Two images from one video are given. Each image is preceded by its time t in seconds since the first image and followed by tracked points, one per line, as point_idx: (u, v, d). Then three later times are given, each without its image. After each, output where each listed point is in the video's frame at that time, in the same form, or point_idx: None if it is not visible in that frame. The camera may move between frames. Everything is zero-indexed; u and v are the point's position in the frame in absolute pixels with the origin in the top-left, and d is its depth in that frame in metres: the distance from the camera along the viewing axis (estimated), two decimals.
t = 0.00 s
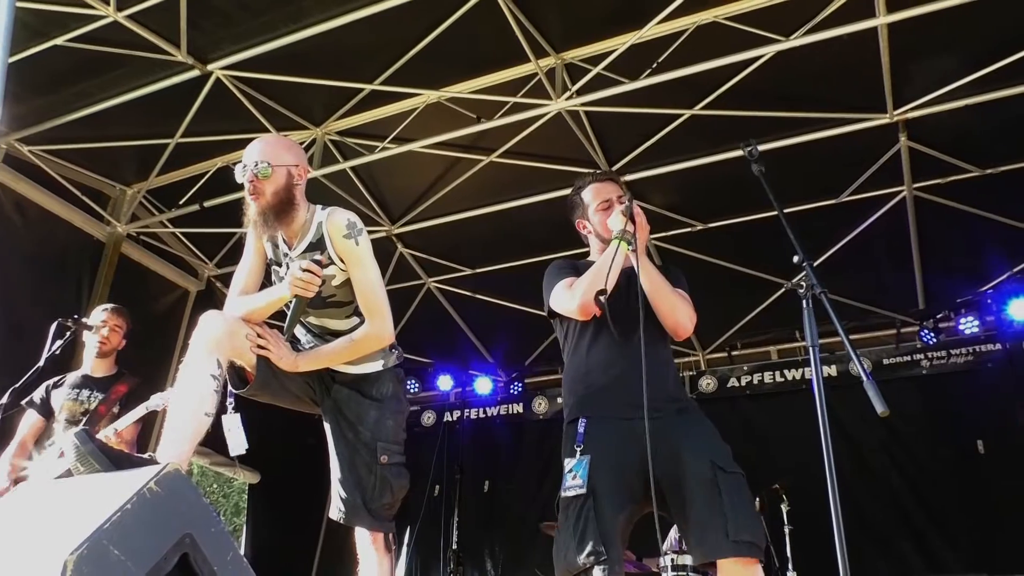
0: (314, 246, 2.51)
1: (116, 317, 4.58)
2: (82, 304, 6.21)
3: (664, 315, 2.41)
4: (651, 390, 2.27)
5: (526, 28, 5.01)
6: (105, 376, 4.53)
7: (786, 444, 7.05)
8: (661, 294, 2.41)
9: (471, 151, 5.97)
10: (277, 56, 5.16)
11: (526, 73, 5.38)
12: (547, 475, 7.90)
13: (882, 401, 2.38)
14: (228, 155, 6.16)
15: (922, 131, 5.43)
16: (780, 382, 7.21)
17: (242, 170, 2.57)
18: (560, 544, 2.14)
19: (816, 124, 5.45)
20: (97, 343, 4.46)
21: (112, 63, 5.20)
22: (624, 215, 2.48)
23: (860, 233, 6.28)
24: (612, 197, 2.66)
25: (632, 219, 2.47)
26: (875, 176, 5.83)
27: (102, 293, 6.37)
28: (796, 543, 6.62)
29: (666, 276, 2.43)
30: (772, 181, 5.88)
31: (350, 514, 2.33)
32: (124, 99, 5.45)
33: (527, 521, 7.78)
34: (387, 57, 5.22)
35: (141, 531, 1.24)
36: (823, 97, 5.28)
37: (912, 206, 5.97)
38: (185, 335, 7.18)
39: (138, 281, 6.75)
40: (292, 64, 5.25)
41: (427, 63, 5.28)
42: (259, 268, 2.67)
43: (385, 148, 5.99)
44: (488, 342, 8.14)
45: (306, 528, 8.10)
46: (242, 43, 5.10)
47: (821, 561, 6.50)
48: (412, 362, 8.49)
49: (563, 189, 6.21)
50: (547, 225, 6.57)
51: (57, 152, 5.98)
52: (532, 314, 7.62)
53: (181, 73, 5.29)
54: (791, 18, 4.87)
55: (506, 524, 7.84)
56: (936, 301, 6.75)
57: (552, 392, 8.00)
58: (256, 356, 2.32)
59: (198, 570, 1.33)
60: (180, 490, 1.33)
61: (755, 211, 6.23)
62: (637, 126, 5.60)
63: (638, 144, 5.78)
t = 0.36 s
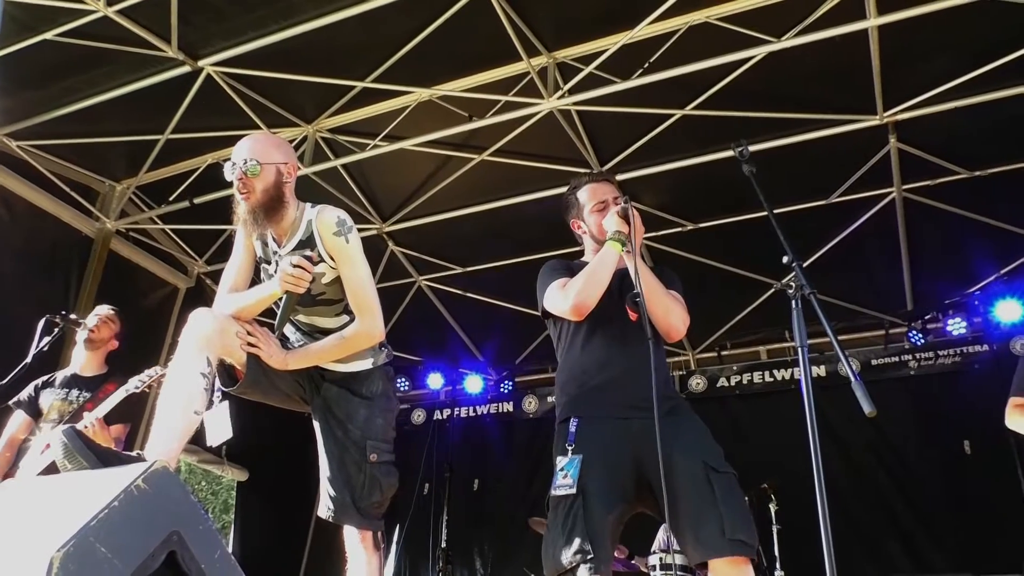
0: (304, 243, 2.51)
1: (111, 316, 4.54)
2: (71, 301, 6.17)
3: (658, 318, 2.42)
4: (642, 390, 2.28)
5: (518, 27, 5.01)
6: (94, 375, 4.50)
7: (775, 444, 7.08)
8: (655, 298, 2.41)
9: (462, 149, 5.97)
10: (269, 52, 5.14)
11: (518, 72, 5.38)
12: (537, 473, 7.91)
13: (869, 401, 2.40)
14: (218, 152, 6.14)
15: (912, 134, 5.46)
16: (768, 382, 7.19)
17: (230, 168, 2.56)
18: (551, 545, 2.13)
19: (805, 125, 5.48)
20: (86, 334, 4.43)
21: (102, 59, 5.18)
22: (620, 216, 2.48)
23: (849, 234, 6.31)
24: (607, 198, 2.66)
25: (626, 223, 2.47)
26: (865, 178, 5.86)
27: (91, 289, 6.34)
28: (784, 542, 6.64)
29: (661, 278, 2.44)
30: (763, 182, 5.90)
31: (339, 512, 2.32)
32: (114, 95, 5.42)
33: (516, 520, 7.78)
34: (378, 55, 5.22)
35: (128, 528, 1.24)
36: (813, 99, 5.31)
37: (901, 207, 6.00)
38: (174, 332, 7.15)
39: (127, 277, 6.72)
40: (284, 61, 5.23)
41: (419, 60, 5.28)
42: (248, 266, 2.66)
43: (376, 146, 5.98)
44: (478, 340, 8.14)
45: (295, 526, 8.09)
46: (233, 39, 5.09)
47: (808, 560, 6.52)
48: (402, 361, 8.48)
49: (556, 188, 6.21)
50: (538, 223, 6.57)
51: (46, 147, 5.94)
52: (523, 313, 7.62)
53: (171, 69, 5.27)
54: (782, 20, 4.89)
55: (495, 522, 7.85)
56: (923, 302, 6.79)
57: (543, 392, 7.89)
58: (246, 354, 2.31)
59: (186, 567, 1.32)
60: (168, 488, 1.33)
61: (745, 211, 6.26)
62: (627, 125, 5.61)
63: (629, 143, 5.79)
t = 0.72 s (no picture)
0: (298, 241, 2.50)
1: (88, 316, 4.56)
2: (60, 298, 6.13)
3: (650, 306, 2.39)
4: (629, 384, 2.28)
5: (511, 24, 5.00)
6: (78, 372, 4.47)
7: (765, 443, 7.10)
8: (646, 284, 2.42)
9: (454, 147, 5.95)
10: (260, 48, 5.12)
11: (511, 70, 5.38)
12: (528, 471, 7.92)
13: (859, 400, 2.40)
14: (209, 148, 6.11)
15: (903, 135, 5.48)
16: (760, 382, 7.19)
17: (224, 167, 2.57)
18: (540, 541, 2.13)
19: (797, 125, 5.50)
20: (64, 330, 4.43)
21: (93, 53, 5.14)
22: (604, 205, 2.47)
23: (840, 234, 6.34)
24: (593, 188, 2.66)
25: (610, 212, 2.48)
26: (856, 178, 5.88)
27: (80, 285, 6.29)
28: (773, 541, 6.66)
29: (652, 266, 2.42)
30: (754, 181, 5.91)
31: (330, 510, 2.31)
32: (104, 90, 5.39)
33: (507, 519, 7.78)
34: (371, 51, 5.20)
35: (117, 525, 1.23)
36: (805, 100, 5.33)
37: (892, 208, 6.03)
38: (164, 329, 7.12)
39: (117, 273, 6.68)
40: (276, 57, 5.21)
41: (411, 58, 5.26)
42: (239, 263, 2.64)
43: (369, 143, 5.97)
44: (469, 338, 8.13)
45: (285, 524, 8.07)
46: (225, 35, 5.06)
47: (798, 560, 6.54)
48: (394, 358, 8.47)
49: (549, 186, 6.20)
50: (530, 221, 6.56)
51: (35, 141, 5.90)
52: (515, 311, 7.61)
53: (162, 64, 5.24)
54: (774, 20, 4.91)
55: (486, 520, 7.85)
56: (913, 302, 6.82)
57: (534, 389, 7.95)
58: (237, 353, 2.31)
59: (175, 565, 1.32)
60: (157, 485, 1.32)
61: (736, 211, 6.27)
62: (620, 124, 5.61)
63: (621, 142, 5.79)
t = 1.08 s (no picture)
0: (298, 237, 2.48)
1: (82, 316, 4.50)
2: (52, 295, 6.09)
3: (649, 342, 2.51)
4: (610, 374, 2.25)
5: (505, 21, 4.99)
6: (68, 372, 4.45)
7: (759, 440, 7.12)
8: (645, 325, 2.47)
9: (448, 143, 5.94)
10: (254, 44, 5.09)
11: (505, 67, 5.36)
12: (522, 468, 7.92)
13: (854, 396, 2.40)
14: (202, 144, 6.08)
15: (896, 131, 5.49)
16: (755, 378, 7.21)
17: (224, 161, 2.52)
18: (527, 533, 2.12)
19: (791, 122, 5.50)
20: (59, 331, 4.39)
21: (84, 49, 5.11)
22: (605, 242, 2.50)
23: (834, 231, 6.34)
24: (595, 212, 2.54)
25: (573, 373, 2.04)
26: (850, 175, 5.88)
27: (72, 283, 6.26)
28: (767, 537, 6.68)
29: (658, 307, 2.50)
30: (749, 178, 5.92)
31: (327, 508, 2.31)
32: (96, 86, 5.36)
33: (502, 516, 7.78)
34: (364, 47, 5.18)
35: (109, 522, 1.22)
36: (799, 97, 5.33)
37: (886, 204, 6.04)
38: (158, 327, 7.09)
39: (110, 271, 6.65)
40: (268, 53, 5.18)
41: (405, 54, 5.25)
42: (238, 258, 2.62)
43: (362, 139, 5.95)
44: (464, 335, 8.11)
45: (279, 522, 8.05)
46: (217, 30, 5.03)
47: (791, 555, 6.56)
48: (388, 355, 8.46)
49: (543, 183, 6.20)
50: (524, 218, 6.55)
51: (27, 138, 5.86)
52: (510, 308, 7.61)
53: (154, 60, 5.21)
54: (769, 16, 4.90)
55: (481, 517, 7.85)
56: (907, 298, 6.83)
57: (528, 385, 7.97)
58: (235, 349, 2.29)
59: (168, 562, 1.30)
60: (150, 481, 1.31)
61: (731, 208, 6.27)
62: (614, 121, 5.60)
63: (616, 139, 5.78)
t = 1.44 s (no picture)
0: (310, 234, 2.42)
1: (76, 315, 4.48)
2: (47, 293, 6.08)
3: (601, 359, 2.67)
4: (609, 386, 2.23)
5: (501, 18, 4.98)
6: (63, 372, 4.41)
7: (755, 436, 7.14)
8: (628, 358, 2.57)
9: (444, 141, 5.93)
10: (249, 41, 5.08)
11: (501, 64, 5.36)
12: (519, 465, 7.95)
13: (849, 393, 2.41)
14: (198, 142, 6.07)
15: (892, 129, 5.50)
16: (751, 375, 7.23)
17: (235, 162, 2.47)
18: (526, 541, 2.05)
19: (786, 119, 5.50)
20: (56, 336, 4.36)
21: (78, 46, 5.09)
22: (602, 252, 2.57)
23: (830, 228, 6.35)
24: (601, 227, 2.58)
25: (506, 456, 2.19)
26: (845, 172, 5.89)
27: (67, 281, 6.25)
28: (763, 534, 6.69)
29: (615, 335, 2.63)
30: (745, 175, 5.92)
31: (330, 507, 2.15)
32: (90, 83, 5.34)
33: (498, 514, 7.80)
34: (359, 45, 5.17)
35: (105, 519, 1.22)
36: (794, 94, 5.33)
37: (881, 201, 6.05)
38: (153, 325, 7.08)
39: (105, 268, 6.64)
40: (263, 50, 5.17)
41: (401, 52, 5.24)
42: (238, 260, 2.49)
43: (358, 137, 5.94)
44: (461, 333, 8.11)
45: (277, 521, 8.05)
46: (212, 28, 5.01)
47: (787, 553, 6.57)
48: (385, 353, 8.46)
49: (539, 180, 6.19)
50: (520, 216, 6.56)
51: (22, 136, 5.84)
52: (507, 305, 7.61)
53: (149, 57, 5.19)
54: (764, 13, 4.90)
55: (477, 514, 7.87)
56: (902, 295, 6.85)
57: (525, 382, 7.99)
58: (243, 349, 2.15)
59: (162, 560, 1.30)
60: (146, 481, 1.31)
61: (727, 205, 6.28)
62: (610, 119, 5.60)
63: (612, 136, 5.78)
